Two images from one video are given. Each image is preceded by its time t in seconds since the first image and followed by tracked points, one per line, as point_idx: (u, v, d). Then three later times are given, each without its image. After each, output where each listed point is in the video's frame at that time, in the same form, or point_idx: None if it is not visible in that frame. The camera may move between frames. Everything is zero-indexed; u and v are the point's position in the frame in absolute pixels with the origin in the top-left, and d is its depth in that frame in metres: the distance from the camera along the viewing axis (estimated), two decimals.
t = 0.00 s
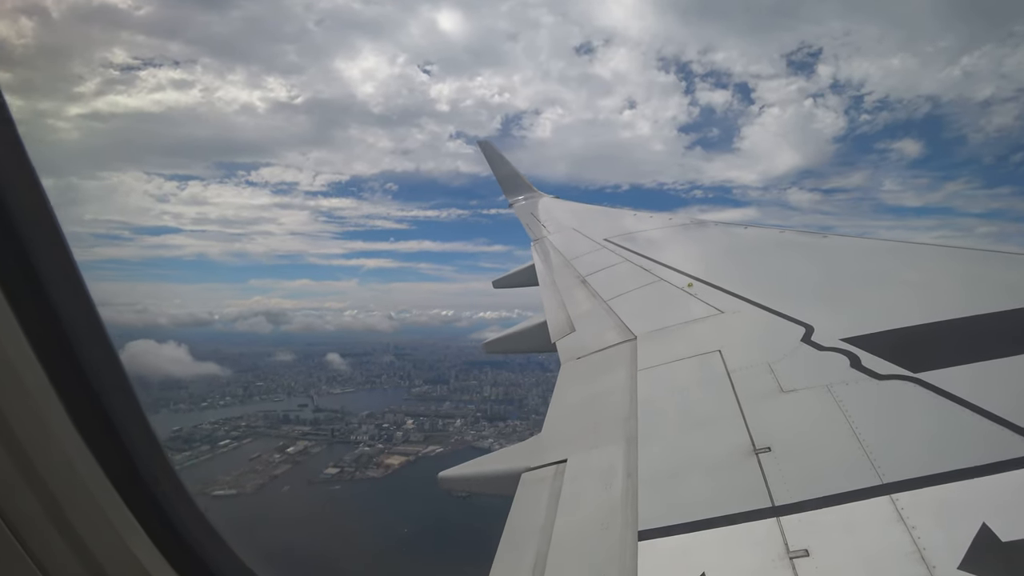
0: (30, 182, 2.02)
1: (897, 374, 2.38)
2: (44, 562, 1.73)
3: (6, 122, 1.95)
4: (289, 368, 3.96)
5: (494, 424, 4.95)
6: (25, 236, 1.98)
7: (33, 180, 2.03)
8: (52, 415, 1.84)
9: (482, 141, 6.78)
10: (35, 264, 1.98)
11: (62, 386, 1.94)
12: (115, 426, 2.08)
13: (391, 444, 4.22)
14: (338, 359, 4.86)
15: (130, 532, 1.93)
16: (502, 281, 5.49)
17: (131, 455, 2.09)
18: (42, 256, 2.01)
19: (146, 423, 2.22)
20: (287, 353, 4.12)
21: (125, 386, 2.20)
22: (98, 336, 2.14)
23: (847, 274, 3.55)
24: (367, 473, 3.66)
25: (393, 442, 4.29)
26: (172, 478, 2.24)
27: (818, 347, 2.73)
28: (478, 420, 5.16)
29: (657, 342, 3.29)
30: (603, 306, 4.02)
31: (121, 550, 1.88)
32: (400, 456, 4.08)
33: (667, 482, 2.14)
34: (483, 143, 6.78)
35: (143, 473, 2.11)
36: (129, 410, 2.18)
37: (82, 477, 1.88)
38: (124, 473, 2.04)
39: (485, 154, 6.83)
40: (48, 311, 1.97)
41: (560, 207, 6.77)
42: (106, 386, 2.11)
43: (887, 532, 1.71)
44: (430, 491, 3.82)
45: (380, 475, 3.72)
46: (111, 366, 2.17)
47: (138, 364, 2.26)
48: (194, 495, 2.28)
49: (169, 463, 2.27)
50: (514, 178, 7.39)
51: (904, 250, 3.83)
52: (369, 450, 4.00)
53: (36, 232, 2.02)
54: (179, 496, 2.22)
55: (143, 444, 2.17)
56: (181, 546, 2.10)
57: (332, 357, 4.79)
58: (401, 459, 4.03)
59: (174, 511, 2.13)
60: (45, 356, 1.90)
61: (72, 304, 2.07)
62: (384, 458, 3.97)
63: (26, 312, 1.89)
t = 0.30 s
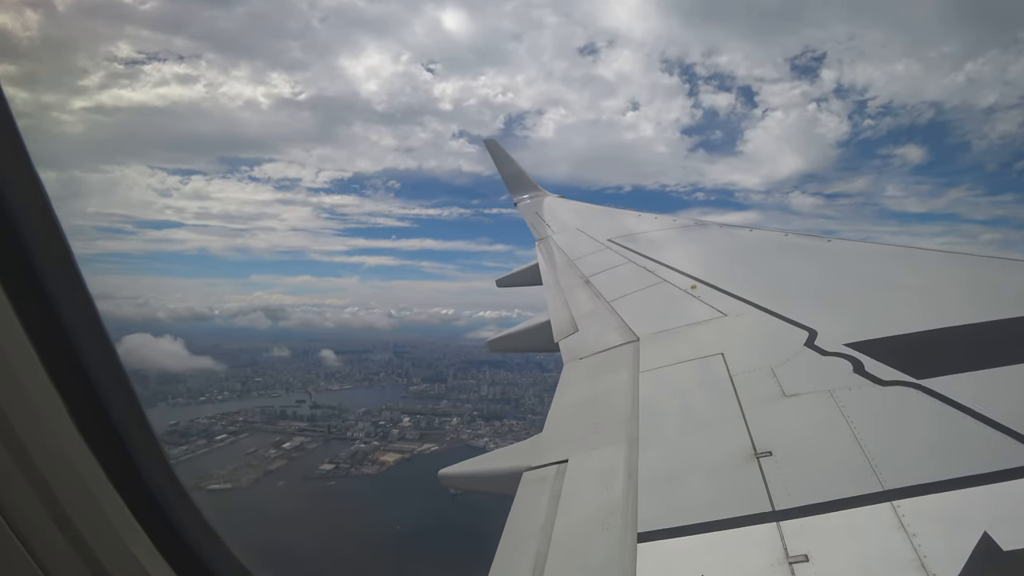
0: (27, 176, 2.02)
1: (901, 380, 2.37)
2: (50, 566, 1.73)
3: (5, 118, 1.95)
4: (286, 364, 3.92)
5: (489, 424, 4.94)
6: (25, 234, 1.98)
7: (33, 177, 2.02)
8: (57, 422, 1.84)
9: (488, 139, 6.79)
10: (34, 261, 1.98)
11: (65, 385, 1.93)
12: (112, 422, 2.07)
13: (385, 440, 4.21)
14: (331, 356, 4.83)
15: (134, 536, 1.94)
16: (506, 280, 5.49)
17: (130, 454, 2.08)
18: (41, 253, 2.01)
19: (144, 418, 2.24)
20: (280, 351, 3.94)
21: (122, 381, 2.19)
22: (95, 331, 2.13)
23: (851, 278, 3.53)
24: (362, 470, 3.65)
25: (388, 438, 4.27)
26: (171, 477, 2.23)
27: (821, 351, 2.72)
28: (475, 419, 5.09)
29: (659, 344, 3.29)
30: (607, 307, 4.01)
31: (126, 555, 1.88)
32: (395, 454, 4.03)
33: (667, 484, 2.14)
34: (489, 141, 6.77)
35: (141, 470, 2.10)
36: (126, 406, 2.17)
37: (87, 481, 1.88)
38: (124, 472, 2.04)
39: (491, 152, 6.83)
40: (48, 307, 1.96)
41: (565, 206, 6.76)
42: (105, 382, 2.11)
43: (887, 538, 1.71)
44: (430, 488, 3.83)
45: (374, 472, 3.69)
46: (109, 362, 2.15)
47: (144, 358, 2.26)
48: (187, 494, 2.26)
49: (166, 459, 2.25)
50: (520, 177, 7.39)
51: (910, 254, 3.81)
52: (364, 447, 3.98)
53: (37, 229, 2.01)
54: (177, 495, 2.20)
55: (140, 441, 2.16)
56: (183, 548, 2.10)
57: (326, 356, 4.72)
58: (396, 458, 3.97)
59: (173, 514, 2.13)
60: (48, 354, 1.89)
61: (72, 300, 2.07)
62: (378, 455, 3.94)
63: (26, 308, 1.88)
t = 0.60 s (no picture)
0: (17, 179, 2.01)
1: (900, 379, 2.37)
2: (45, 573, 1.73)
3: None
4: (280, 364, 4.03)
5: (485, 423, 4.88)
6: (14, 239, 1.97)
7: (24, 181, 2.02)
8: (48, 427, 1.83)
9: (488, 138, 6.78)
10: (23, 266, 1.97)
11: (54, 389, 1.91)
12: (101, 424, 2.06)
13: (380, 439, 4.24)
14: (325, 356, 4.78)
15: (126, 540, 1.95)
16: (505, 278, 5.49)
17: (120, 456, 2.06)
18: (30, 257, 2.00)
19: (133, 420, 2.21)
20: (272, 351, 4.03)
21: (115, 385, 2.17)
22: (87, 334, 2.12)
23: (851, 277, 3.53)
24: (356, 469, 3.62)
25: (383, 438, 4.28)
26: (162, 479, 2.22)
27: (820, 350, 2.72)
28: (469, 418, 5.08)
29: (659, 343, 3.29)
30: (607, 306, 4.01)
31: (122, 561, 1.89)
32: (389, 454, 4.06)
33: (666, 483, 2.14)
34: (489, 141, 6.76)
35: (133, 471, 2.09)
36: (120, 408, 2.16)
37: (79, 488, 1.88)
38: (114, 475, 2.02)
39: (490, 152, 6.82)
40: (37, 311, 1.95)
41: (565, 205, 6.76)
42: (96, 385, 2.10)
43: (886, 537, 1.71)
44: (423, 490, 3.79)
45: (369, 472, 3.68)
46: (100, 365, 2.14)
47: (127, 358, 2.22)
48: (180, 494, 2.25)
49: (157, 462, 2.24)
50: (520, 176, 7.39)
51: (909, 254, 3.81)
52: (359, 447, 3.95)
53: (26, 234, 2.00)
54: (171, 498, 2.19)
55: (132, 443, 2.15)
56: (178, 553, 2.10)
57: (319, 355, 4.67)
58: (390, 457, 4.00)
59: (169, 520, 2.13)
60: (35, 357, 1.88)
61: (62, 304, 2.06)
62: (372, 456, 3.94)
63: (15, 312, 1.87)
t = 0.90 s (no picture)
0: (28, 176, 1.99)
1: (897, 379, 2.38)
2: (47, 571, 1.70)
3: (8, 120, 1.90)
4: (272, 364, 3.82)
5: (474, 424, 4.90)
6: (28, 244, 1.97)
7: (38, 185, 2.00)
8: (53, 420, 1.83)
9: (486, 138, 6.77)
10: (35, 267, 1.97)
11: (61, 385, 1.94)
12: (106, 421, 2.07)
13: (370, 440, 4.16)
14: (313, 358, 4.54)
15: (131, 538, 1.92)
16: (503, 278, 5.48)
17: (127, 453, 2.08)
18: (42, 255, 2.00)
19: (142, 414, 2.22)
20: (263, 351, 3.75)
21: (124, 386, 2.20)
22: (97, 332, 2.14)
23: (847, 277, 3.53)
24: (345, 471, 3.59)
25: (374, 440, 4.20)
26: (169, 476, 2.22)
27: (818, 351, 2.73)
28: (460, 419, 5.03)
29: (657, 343, 3.29)
30: (604, 306, 4.01)
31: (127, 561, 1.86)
32: (379, 455, 3.98)
33: (662, 483, 2.15)
34: (487, 141, 6.76)
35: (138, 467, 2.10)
36: (127, 406, 2.18)
37: (90, 489, 1.88)
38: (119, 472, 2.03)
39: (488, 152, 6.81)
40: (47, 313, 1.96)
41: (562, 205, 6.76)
42: (105, 385, 2.12)
43: (883, 537, 1.72)
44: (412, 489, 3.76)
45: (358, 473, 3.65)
46: (110, 365, 2.17)
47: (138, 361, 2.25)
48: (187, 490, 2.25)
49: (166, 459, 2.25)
50: (517, 176, 7.38)
51: (904, 253, 3.82)
52: (348, 448, 3.90)
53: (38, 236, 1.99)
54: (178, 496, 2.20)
55: (142, 445, 2.17)
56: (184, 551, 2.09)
57: (305, 355, 4.35)
58: (380, 458, 3.94)
59: (177, 521, 2.13)
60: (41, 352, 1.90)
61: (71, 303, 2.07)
62: (361, 456, 3.88)
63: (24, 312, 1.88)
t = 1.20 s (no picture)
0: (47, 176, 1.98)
1: (889, 373, 2.41)
2: None
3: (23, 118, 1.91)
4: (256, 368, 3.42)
5: (463, 425, 4.88)
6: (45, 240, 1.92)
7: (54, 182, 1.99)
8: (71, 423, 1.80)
9: (478, 138, 6.76)
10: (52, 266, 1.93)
11: (79, 387, 1.90)
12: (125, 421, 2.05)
13: (358, 442, 3.93)
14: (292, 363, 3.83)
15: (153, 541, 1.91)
16: (495, 277, 5.48)
17: (145, 453, 2.06)
18: (60, 257, 1.97)
19: (155, 414, 2.23)
20: (246, 354, 3.38)
21: (138, 387, 2.20)
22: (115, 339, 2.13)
23: (837, 273, 3.56)
24: (334, 473, 3.37)
25: (362, 442, 3.97)
26: (185, 477, 2.23)
27: (810, 346, 2.75)
28: (449, 420, 4.98)
29: (651, 340, 3.30)
30: (598, 304, 4.01)
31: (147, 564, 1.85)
32: (368, 456, 3.77)
33: (660, 478, 2.16)
34: (478, 140, 6.75)
35: (156, 469, 2.09)
36: (143, 410, 2.18)
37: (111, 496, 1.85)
38: (137, 475, 2.01)
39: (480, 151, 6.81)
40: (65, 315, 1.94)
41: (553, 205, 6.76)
42: (122, 387, 2.11)
43: (879, 528, 1.74)
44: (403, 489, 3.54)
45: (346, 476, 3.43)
46: (127, 367, 2.16)
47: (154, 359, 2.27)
48: (202, 490, 2.27)
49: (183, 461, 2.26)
50: (509, 176, 7.38)
51: (893, 249, 3.86)
52: (337, 449, 3.67)
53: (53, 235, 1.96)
54: (195, 497, 2.21)
55: (160, 450, 2.15)
56: (202, 551, 2.10)
57: (291, 356, 3.88)
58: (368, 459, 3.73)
59: (196, 521, 2.13)
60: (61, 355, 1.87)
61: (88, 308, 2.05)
62: (349, 458, 3.64)
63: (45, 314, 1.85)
